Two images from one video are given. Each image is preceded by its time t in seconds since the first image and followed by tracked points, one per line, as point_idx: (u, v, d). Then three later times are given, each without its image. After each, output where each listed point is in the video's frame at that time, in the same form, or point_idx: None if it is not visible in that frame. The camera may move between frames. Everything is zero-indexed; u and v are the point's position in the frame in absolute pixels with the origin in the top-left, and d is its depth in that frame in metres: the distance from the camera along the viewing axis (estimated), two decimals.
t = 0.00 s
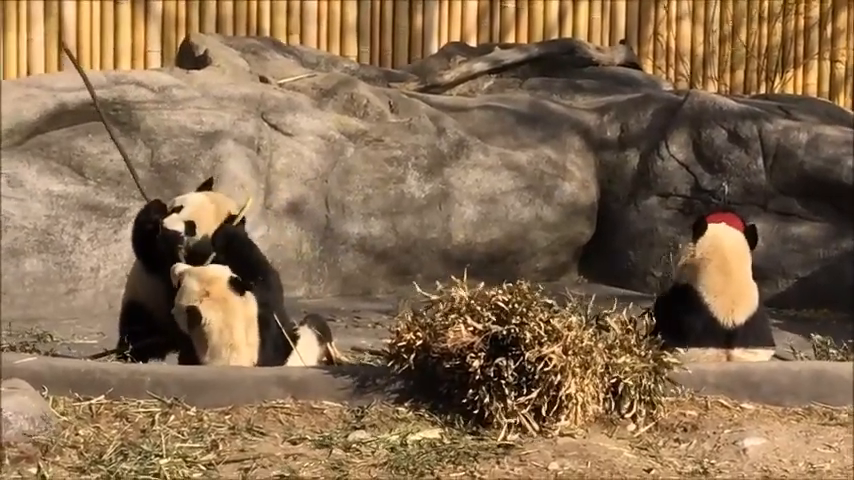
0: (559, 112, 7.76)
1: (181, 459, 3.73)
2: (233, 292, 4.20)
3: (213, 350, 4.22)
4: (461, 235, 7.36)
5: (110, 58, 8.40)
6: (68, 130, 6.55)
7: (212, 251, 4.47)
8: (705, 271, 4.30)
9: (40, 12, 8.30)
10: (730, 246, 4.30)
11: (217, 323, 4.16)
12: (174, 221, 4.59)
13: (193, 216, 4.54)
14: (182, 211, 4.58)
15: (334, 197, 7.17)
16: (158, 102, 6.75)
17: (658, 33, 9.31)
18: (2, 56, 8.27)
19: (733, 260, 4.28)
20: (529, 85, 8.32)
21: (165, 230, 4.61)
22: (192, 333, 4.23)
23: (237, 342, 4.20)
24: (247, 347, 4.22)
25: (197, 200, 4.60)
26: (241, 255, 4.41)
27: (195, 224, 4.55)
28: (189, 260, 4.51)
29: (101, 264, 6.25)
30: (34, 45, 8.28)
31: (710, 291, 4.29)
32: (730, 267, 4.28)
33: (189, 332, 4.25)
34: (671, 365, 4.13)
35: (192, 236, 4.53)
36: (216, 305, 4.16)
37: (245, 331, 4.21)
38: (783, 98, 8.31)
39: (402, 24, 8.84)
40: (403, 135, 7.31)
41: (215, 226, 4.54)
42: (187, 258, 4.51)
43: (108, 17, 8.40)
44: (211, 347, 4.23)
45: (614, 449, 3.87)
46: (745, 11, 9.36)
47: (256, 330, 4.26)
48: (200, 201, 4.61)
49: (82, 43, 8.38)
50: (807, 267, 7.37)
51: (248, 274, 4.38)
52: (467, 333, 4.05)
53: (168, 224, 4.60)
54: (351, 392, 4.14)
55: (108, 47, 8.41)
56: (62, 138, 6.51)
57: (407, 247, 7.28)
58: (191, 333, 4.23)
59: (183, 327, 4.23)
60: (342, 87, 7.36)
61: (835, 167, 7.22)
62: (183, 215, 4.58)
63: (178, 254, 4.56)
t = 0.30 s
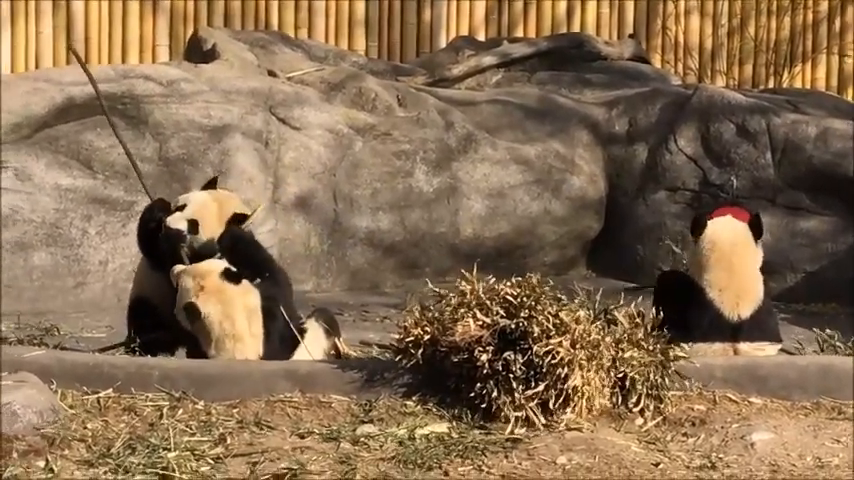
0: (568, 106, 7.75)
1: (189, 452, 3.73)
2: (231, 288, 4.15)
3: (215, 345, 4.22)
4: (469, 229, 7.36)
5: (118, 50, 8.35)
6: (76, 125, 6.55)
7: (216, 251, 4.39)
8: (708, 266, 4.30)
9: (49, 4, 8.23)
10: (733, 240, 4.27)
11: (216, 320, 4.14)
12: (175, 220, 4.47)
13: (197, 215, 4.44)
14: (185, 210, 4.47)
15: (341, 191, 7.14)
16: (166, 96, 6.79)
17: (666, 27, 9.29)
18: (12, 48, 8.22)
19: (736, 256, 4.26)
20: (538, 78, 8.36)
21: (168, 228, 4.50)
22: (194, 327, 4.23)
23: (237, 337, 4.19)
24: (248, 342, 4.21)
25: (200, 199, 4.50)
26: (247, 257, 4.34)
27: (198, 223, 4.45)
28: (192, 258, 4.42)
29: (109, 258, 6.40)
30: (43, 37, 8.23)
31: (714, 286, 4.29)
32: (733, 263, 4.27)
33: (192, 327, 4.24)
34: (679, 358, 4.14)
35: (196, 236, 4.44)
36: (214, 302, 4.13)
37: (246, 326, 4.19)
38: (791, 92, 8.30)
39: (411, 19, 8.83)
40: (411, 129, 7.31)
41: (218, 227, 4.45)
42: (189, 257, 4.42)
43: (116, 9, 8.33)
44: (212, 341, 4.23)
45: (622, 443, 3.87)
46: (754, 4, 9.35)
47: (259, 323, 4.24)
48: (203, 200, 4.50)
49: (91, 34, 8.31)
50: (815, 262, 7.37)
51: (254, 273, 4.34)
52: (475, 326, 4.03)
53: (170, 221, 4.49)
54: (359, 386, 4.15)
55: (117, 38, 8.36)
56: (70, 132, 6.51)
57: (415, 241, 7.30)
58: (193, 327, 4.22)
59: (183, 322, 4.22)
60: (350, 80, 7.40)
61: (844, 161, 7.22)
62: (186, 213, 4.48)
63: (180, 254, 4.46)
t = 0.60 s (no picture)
0: (576, 102, 7.73)
1: (198, 448, 3.73)
2: (244, 282, 4.18)
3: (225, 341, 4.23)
4: (478, 225, 7.36)
5: (127, 46, 8.32)
6: (85, 120, 6.58)
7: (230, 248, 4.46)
8: (723, 262, 4.29)
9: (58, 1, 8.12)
10: (750, 237, 4.28)
11: (227, 313, 4.17)
12: (185, 217, 4.53)
13: (205, 209, 4.50)
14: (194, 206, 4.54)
15: (351, 187, 7.14)
16: (175, 92, 6.72)
17: (675, 23, 9.31)
18: (18, 46, 8.02)
19: (750, 252, 4.27)
20: (546, 75, 8.30)
21: (178, 224, 4.56)
22: (206, 322, 4.26)
23: (247, 333, 4.19)
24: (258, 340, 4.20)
25: (209, 194, 4.57)
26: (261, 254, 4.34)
27: (208, 218, 4.51)
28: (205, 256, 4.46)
29: (119, 254, 6.40)
30: (53, 33, 8.11)
31: (727, 283, 4.30)
32: (749, 259, 4.27)
33: (205, 322, 4.27)
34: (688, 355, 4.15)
35: (206, 231, 4.50)
36: (226, 295, 4.15)
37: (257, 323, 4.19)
38: (800, 88, 8.31)
39: (420, 14, 8.82)
40: (420, 125, 7.30)
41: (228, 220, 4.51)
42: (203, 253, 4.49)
43: (125, 8, 8.30)
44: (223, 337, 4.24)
45: (631, 439, 3.87)
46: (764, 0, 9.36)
47: (271, 321, 4.24)
48: (212, 195, 4.57)
49: (100, 31, 8.25)
50: (824, 258, 7.38)
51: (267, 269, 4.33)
52: (484, 323, 4.04)
53: (179, 218, 4.56)
54: (368, 382, 4.15)
55: (126, 35, 8.33)
56: (79, 128, 6.53)
57: (425, 237, 7.30)
58: (205, 321, 4.25)
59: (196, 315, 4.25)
60: (359, 77, 7.39)
61: None
62: (195, 209, 4.55)
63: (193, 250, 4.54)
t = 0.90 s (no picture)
0: (583, 103, 7.71)
1: (205, 449, 3.73)
2: (267, 281, 4.19)
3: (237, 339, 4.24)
4: (485, 227, 7.32)
5: (134, 46, 8.23)
6: (93, 121, 6.65)
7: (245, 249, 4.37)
8: (732, 263, 4.29)
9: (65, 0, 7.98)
10: (759, 238, 4.29)
11: (245, 311, 4.17)
12: (197, 218, 4.41)
13: (220, 209, 4.39)
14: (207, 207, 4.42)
15: (357, 188, 7.12)
16: (183, 93, 6.74)
17: (682, 24, 9.30)
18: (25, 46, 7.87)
19: (761, 253, 4.27)
20: (553, 76, 8.29)
21: (192, 224, 4.44)
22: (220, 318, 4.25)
23: (262, 334, 4.20)
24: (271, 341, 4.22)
25: (222, 194, 4.45)
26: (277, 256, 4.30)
27: (223, 218, 4.41)
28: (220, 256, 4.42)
29: (126, 254, 6.41)
30: (60, 34, 7.98)
31: (735, 283, 4.28)
32: (756, 260, 4.26)
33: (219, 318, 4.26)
34: (695, 356, 4.14)
35: (222, 232, 4.41)
36: (248, 293, 4.15)
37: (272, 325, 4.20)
38: (807, 90, 8.29)
39: (426, 15, 8.79)
40: (427, 126, 7.31)
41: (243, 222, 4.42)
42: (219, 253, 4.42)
43: (132, 8, 8.20)
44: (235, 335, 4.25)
45: (637, 440, 3.87)
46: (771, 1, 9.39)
47: (284, 323, 4.25)
48: (224, 195, 4.45)
49: (107, 32, 8.15)
50: (831, 258, 7.38)
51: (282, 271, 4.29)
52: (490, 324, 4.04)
53: (192, 218, 4.44)
54: (375, 383, 4.15)
55: (132, 35, 8.23)
56: (87, 129, 6.59)
57: (431, 238, 7.27)
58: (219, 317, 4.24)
59: (210, 310, 4.23)
60: (366, 77, 7.43)
61: None
62: (209, 209, 4.43)
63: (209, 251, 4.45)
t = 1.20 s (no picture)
0: (589, 105, 7.71)
1: (212, 452, 3.73)
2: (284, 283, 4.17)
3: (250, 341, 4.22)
4: (492, 229, 7.29)
5: (141, 47, 8.34)
6: (100, 123, 6.57)
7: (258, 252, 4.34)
8: (733, 267, 4.26)
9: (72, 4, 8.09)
10: (761, 239, 4.25)
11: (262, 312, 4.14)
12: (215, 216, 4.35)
13: (242, 213, 4.34)
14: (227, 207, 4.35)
15: (364, 191, 7.08)
16: (189, 95, 6.79)
17: (689, 26, 9.28)
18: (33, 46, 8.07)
19: (763, 256, 4.24)
20: (560, 78, 8.29)
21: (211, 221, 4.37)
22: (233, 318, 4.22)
23: (277, 336, 4.20)
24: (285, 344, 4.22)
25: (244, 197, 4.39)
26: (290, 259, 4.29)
27: (242, 221, 4.36)
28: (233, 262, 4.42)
29: (134, 257, 6.42)
30: (66, 37, 8.08)
31: (739, 287, 4.26)
32: (759, 263, 4.23)
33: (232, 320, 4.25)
34: (702, 359, 4.13)
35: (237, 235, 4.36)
36: (266, 295, 4.13)
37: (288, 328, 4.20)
38: (815, 92, 8.26)
39: (433, 18, 8.76)
40: (434, 129, 7.27)
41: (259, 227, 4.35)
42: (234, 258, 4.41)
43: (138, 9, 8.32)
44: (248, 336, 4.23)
45: (645, 442, 3.87)
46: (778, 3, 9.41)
47: (297, 327, 4.25)
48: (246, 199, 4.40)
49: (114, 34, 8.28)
50: (839, 261, 7.29)
51: (295, 276, 4.27)
52: (498, 326, 4.03)
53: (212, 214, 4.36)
54: (382, 386, 4.15)
55: (139, 37, 8.34)
56: (93, 132, 6.54)
57: (438, 241, 7.23)
58: (232, 318, 4.21)
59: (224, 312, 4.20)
60: (373, 80, 7.39)
61: None
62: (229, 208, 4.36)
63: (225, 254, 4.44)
